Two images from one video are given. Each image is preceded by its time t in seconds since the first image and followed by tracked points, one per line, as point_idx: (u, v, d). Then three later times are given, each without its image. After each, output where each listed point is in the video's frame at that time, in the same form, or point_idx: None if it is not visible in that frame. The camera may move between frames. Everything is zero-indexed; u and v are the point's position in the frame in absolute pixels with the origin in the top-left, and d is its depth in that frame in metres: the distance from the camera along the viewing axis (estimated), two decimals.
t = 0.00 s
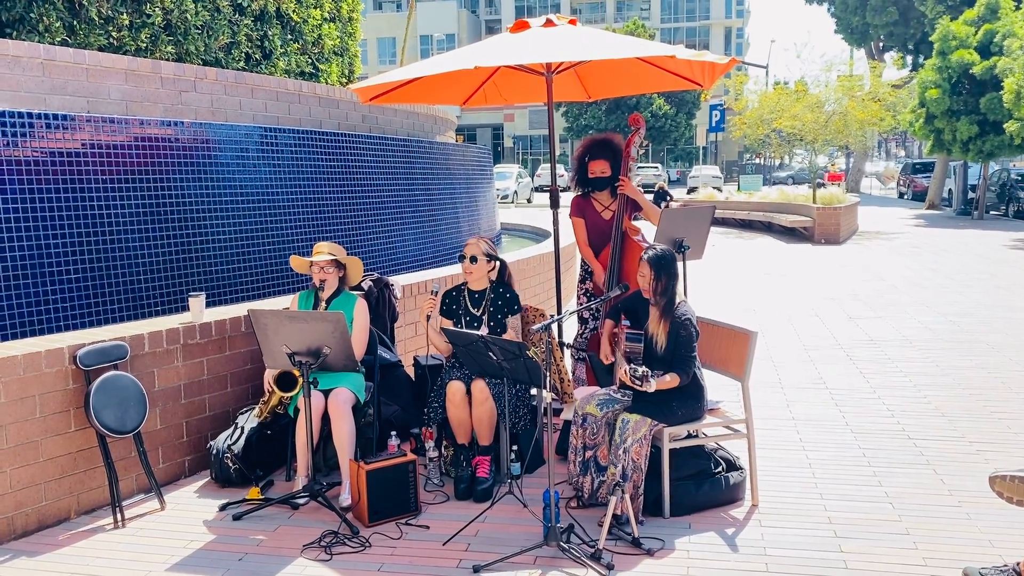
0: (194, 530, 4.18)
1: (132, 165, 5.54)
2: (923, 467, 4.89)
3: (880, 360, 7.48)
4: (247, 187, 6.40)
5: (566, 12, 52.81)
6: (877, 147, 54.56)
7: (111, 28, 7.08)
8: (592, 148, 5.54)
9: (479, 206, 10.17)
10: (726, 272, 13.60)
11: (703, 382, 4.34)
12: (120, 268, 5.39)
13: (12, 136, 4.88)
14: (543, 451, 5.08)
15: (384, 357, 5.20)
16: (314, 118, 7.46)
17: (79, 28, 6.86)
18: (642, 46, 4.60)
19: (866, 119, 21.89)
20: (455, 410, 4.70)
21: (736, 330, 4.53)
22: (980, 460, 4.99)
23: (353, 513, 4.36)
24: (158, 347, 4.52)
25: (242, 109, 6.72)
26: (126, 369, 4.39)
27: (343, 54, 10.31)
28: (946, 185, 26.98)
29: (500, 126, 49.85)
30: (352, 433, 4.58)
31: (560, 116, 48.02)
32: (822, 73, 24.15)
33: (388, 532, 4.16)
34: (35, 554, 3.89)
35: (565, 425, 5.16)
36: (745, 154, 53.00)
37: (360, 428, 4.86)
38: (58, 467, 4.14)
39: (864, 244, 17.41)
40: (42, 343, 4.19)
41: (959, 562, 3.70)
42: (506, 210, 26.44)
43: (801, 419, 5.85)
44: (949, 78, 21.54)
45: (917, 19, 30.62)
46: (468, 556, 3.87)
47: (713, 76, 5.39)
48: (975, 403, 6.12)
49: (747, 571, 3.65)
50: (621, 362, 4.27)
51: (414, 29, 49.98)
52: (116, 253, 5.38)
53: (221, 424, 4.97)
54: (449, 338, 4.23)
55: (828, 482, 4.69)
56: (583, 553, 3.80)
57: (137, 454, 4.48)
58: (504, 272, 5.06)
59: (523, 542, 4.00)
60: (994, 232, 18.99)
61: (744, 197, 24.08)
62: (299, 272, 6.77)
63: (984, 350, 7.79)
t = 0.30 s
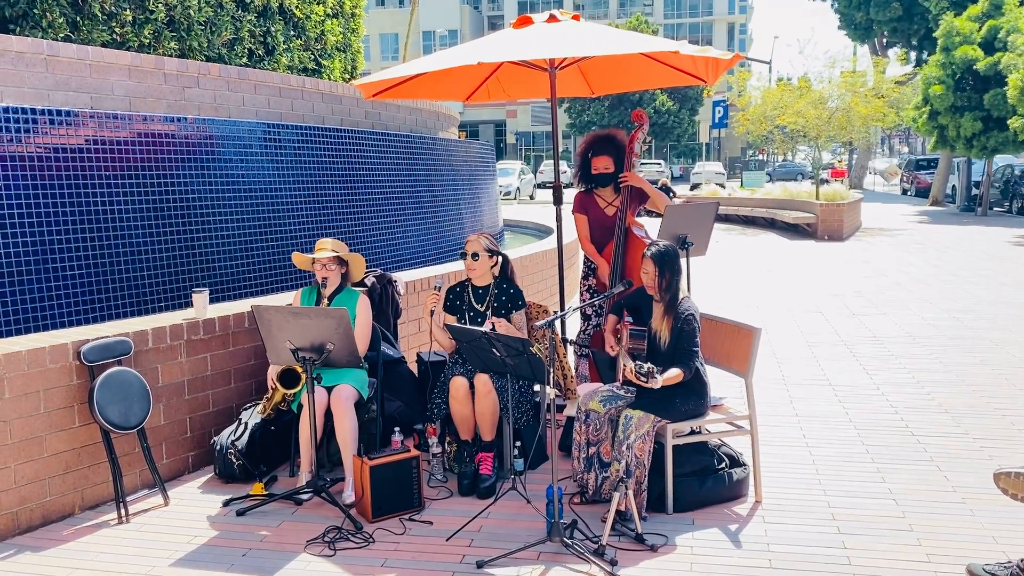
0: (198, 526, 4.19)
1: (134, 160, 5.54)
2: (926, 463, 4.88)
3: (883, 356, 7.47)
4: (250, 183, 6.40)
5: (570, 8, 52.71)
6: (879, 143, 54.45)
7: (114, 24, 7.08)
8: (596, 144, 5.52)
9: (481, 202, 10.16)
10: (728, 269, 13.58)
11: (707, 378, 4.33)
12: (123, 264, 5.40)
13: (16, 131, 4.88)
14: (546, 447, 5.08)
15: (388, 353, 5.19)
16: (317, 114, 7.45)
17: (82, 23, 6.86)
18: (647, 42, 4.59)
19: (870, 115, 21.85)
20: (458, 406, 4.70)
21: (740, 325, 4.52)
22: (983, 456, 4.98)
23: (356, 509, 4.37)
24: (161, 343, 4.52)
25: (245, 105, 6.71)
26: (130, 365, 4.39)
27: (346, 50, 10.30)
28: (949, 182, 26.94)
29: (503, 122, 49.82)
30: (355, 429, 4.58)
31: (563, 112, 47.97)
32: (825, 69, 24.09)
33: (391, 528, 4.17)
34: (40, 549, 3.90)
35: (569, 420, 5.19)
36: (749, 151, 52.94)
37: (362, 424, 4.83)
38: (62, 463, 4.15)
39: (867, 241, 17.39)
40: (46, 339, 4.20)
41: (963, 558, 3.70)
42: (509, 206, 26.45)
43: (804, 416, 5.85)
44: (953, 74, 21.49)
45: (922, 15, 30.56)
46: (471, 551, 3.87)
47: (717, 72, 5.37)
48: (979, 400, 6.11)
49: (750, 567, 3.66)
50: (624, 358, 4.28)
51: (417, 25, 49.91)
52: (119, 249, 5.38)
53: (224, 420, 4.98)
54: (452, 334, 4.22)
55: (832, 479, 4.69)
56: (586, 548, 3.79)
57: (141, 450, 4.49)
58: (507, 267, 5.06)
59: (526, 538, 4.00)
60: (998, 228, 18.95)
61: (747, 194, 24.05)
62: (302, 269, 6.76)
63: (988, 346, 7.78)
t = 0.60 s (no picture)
0: (202, 521, 4.20)
1: (138, 157, 5.54)
2: (930, 460, 4.88)
3: (887, 353, 7.46)
4: (253, 179, 6.40)
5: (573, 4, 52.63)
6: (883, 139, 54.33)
7: (117, 20, 7.08)
8: (599, 141, 5.53)
9: (485, 199, 10.16)
10: (732, 265, 13.58)
11: (710, 374, 4.33)
12: (126, 260, 5.41)
13: (20, 128, 4.89)
14: (550, 443, 5.08)
15: (392, 350, 5.20)
16: (320, 110, 7.45)
17: (86, 20, 6.86)
18: (652, 37, 4.58)
19: (874, 111, 21.80)
20: (462, 402, 4.71)
21: (743, 323, 4.52)
22: (987, 452, 4.98)
23: (360, 505, 4.37)
24: (165, 339, 4.53)
25: (248, 101, 6.71)
26: (134, 361, 4.40)
27: (349, 46, 10.29)
28: (954, 178, 26.88)
29: (506, 118, 49.78)
30: (359, 425, 4.58)
31: (566, 108, 47.92)
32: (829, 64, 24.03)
33: (394, 524, 4.17)
34: (44, 545, 3.91)
35: (572, 417, 5.20)
36: (752, 147, 52.87)
37: (366, 420, 4.84)
38: (67, 459, 4.16)
39: (871, 237, 17.35)
40: (50, 335, 4.20)
41: (967, 555, 3.70)
42: (512, 202, 26.45)
43: (808, 412, 5.85)
44: (957, 69, 21.42)
45: (926, 10, 30.47)
46: (474, 547, 3.88)
47: (721, 68, 5.36)
48: (983, 396, 6.10)
49: (754, 564, 3.66)
50: (626, 355, 4.28)
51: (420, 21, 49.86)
52: (122, 245, 5.39)
53: (228, 416, 4.99)
54: (456, 330, 4.23)
55: (836, 475, 4.68)
56: (589, 545, 3.79)
57: (145, 446, 4.49)
58: (517, 264, 5.05)
59: (530, 533, 4.01)
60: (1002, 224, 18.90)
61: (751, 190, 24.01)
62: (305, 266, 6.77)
63: (992, 342, 7.76)
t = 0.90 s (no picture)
0: (208, 517, 4.21)
1: (143, 153, 5.55)
2: (934, 457, 4.87)
3: (891, 349, 7.46)
4: (258, 176, 6.40)
5: None
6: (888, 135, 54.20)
7: (122, 17, 7.09)
8: (603, 137, 5.51)
9: (489, 196, 10.16)
10: (736, 261, 13.56)
11: (715, 371, 4.34)
12: (131, 257, 5.41)
13: (25, 125, 4.89)
14: (554, 440, 5.09)
15: (396, 346, 5.21)
16: (324, 108, 7.46)
17: (90, 17, 6.86)
18: (656, 34, 4.58)
19: (878, 107, 21.74)
20: (466, 399, 4.72)
21: (747, 319, 4.52)
22: (992, 449, 4.97)
23: (365, 501, 4.39)
24: (170, 336, 4.54)
25: (252, 99, 6.73)
26: (139, 357, 4.41)
27: (353, 42, 10.29)
28: (959, 174, 26.81)
29: (510, 114, 49.73)
30: (364, 422, 4.59)
31: (570, 105, 47.86)
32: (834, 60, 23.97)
33: (399, 520, 4.18)
34: (50, 541, 3.92)
35: (576, 414, 5.18)
36: (757, 143, 52.78)
37: (371, 417, 4.88)
38: (73, 455, 4.18)
39: (875, 233, 17.32)
40: (56, 331, 4.22)
41: (971, 552, 3.69)
42: (515, 198, 26.43)
43: (812, 409, 5.84)
44: (963, 65, 21.35)
45: (931, 5, 30.37)
46: (479, 544, 3.89)
47: (725, 64, 5.35)
48: (988, 393, 6.10)
49: (759, 560, 3.66)
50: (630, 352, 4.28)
51: (424, 18, 49.81)
52: (127, 242, 5.40)
53: (233, 412, 5.00)
54: (461, 327, 4.22)
55: (840, 472, 4.68)
56: (594, 541, 3.79)
57: (150, 442, 4.51)
58: (521, 261, 5.07)
59: (535, 530, 4.01)
60: (1007, 220, 18.86)
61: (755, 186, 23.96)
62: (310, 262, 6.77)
63: (997, 339, 7.75)
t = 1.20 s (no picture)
0: (212, 513, 4.22)
1: (146, 150, 5.55)
2: (938, 453, 4.86)
3: (895, 346, 7.44)
4: (261, 173, 6.40)
5: None
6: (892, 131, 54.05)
7: (125, 14, 7.09)
8: (605, 134, 5.49)
9: (492, 192, 10.15)
10: (740, 258, 13.54)
11: (719, 368, 4.33)
12: (135, 254, 5.42)
13: (29, 122, 4.90)
14: (557, 437, 5.09)
15: (400, 343, 5.21)
16: (328, 104, 7.45)
17: (93, 14, 6.86)
18: (660, 30, 4.56)
19: (883, 103, 21.67)
20: (469, 394, 4.72)
21: (751, 315, 4.51)
22: (997, 446, 4.96)
23: (368, 497, 4.40)
24: (174, 333, 4.55)
25: (256, 95, 6.72)
26: (143, 354, 4.42)
27: (356, 39, 10.28)
28: (963, 170, 26.73)
29: (513, 111, 49.69)
30: (367, 418, 4.60)
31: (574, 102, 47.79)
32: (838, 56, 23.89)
33: (403, 516, 4.19)
34: (55, 537, 3.94)
35: (579, 411, 5.19)
36: (761, 140, 52.68)
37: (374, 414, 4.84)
38: (77, 451, 4.19)
39: (880, 230, 17.26)
40: (60, 328, 4.22)
41: (976, 549, 3.68)
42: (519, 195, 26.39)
43: (816, 405, 5.83)
44: (968, 61, 21.26)
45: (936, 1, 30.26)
46: (482, 540, 3.89)
47: (730, 60, 5.33)
48: (993, 389, 6.08)
49: (762, 557, 3.65)
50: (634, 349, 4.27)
51: (427, 14, 49.76)
52: (131, 239, 5.40)
53: (237, 409, 5.00)
54: (464, 324, 4.23)
55: (844, 468, 4.68)
56: (598, 538, 3.79)
57: (154, 439, 4.52)
58: (515, 257, 5.09)
59: (539, 526, 4.01)
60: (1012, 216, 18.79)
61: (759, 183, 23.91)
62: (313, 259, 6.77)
63: (1001, 336, 7.72)
